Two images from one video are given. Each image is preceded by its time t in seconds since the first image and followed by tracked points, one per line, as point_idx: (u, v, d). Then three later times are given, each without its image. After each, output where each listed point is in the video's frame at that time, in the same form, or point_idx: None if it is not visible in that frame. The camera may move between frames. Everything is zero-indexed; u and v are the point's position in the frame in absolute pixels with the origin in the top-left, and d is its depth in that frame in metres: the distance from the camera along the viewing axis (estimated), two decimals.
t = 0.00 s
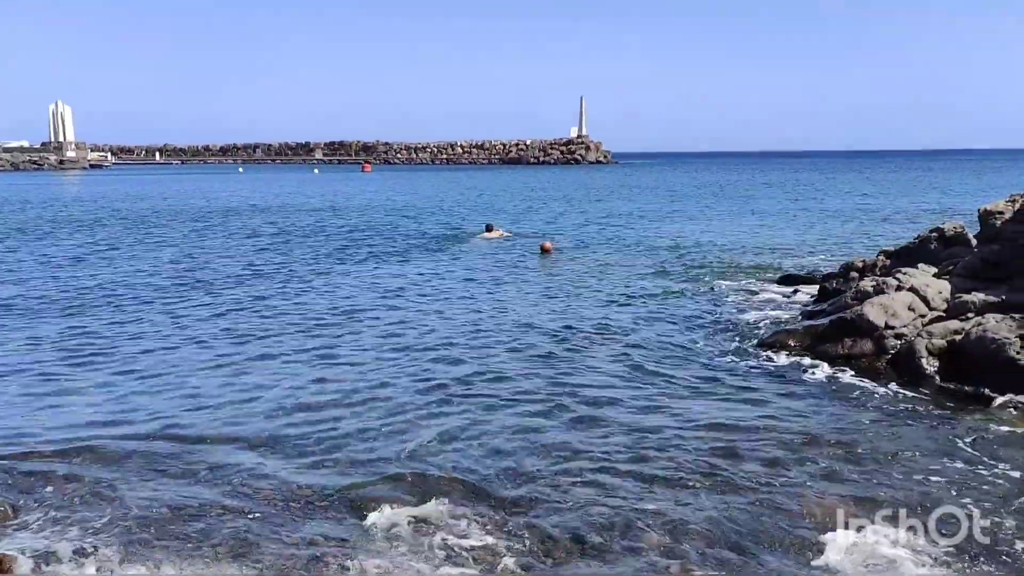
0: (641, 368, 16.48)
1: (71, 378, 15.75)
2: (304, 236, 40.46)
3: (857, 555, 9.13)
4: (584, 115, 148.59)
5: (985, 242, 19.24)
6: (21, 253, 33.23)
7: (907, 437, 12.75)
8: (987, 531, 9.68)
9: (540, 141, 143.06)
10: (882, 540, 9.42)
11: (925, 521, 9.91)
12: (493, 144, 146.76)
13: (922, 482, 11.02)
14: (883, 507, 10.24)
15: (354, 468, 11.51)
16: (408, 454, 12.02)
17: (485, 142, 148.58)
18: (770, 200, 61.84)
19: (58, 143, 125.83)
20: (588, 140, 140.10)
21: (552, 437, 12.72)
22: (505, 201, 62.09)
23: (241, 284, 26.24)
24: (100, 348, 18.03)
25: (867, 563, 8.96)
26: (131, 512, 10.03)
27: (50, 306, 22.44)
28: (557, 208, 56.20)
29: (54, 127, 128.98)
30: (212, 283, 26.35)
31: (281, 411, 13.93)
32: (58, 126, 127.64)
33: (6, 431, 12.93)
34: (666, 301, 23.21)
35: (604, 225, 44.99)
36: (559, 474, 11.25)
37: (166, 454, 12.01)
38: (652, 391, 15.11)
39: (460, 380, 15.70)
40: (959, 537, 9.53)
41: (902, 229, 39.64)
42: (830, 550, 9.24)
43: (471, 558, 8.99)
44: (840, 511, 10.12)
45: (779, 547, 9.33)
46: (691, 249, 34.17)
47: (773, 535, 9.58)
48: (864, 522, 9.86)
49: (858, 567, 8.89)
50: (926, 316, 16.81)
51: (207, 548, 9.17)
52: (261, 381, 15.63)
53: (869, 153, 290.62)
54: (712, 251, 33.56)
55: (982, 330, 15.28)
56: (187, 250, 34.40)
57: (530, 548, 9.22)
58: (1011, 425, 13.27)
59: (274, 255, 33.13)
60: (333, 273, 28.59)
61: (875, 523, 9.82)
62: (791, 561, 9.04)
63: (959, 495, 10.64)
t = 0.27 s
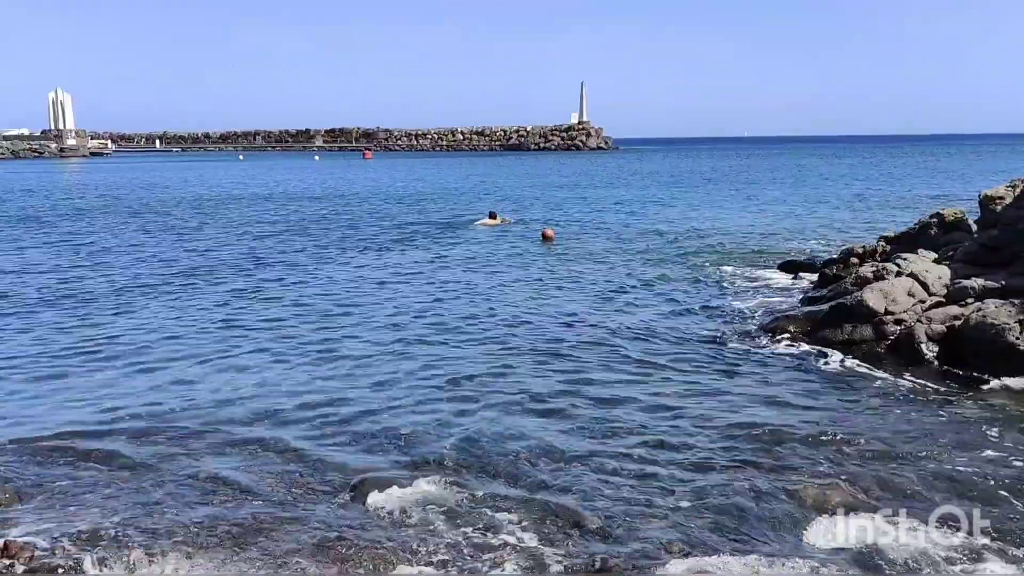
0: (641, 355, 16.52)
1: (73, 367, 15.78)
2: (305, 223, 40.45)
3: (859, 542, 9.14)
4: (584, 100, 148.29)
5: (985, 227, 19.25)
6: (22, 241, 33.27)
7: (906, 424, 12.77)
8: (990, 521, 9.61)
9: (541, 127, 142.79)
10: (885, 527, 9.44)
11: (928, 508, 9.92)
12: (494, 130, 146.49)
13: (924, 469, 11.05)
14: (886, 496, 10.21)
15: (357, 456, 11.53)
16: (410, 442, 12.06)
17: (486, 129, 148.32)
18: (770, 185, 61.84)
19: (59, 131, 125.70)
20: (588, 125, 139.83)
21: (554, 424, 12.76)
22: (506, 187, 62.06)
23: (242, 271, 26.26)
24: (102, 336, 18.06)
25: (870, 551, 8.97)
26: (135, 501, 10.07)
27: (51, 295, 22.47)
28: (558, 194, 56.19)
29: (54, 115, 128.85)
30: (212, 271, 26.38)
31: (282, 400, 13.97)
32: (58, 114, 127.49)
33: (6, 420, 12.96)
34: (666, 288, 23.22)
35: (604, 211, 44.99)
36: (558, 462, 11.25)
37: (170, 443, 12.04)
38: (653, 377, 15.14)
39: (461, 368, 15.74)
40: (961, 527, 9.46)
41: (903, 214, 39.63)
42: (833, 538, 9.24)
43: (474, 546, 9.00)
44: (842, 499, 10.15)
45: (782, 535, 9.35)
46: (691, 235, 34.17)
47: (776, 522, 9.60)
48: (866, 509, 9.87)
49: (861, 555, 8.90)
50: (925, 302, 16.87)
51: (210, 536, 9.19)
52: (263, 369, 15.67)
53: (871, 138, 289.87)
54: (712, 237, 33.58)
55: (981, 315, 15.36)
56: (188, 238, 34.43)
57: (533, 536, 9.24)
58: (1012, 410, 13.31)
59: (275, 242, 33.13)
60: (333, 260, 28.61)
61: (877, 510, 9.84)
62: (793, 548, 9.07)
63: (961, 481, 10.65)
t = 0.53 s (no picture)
0: (645, 351, 16.54)
1: (78, 364, 15.80)
2: (308, 219, 40.50)
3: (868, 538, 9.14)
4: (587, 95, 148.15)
5: (988, 222, 19.26)
6: (26, 237, 33.33)
7: (910, 420, 12.75)
8: (999, 518, 9.59)
9: (544, 122, 142.72)
10: (893, 523, 9.44)
11: (936, 503, 9.92)
12: (497, 125, 146.39)
13: (930, 464, 11.06)
14: (893, 493, 10.19)
15: (363, 453, 11.56)
16: (416, 438, 12.09)
17: (489, 124, 148.26)
18: (773, 180, 61.81)
19: (62, 127, 125.80)
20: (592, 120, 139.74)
21: (559, 420, 12.78)
22: (509, 183, 62.07)
23: (245, 268, 26.29)
24: (107, 333, 18.10)
25: (879, 547, 8.97)
26: (142, 499, 10.09)
27: (55, 291, 22.51)
28: (562, 189, 56.16)
29: (57, 112, 128.94)
30: (216, 267, 26.42)
31: (285, 396, 13.99)
32: (61, 111, 127.63)
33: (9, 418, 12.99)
34: (669, 283, 23.22)
35: (607, 206, 44.98)
36: (560, 459, 11.26)
37: (176, 440, 12.07)
38: (657, 373, 15.16)
39: (465, 363, 15.77)
40: (969, 524, 9.43)
41: (907, 209, 39.57)
42: (841, 534, 9.24)
43: (482, 543, 9.01)
44: (849, 494, 10.15)
45: (789, 530, 9.36)
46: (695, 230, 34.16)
47: (783, 519, 9.61)
48: (874, 505, 9.87)
49: (869, 551, 8.90)
50: (929, 297, 16.88)
51: (219, 533, 9.21)
52: (268, 366, 15.70)
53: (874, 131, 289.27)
54: (715, 231, 33.59)
55: (984, 311, 15.41)
56: (191, 234, 34.45)
57: (541, 532, 9.26)
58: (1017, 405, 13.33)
59: (278, 238, 33.17)
60: (337, 256, 28.64)
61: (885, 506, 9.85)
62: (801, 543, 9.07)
63: (968, 477, 10.66)
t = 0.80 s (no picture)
0: (648, 349, 16.56)
1: (82, 365, 15.82)
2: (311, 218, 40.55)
3: (875, 537, 9.11)
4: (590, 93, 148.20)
5: (992, 220, 19.25)
6: (30, 238, 33.40)
7: (914, 418, 12.76)
8: (1007, 517, 9.55)
9: (547, 121, 142.75)
10: (899, 522, 9.42)
11: (943, 503, 9.89)
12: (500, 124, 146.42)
13: (937, 462, 11.04)
14: (900, 492, 10.15)
15: (368, 452, 11.56)
16: (420, 437, 12.10)
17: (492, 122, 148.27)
18: (776, 178, 61.80)
19: (66, 128, 126.00)
20: (595, 119, 139.77)
21: (563, 419, 12.79)
22: (512, 182, 62.07)
23: (249, 267, 26.33)
24: (111, 333, 18.12)
25: (886, 547, 8.94)
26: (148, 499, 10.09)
27: (60, 292, 22.57)
28: (565, 188, 56.21)
29: (61, 112, 129.16)
30: (220, 267, 26.46)
31: (290, 395, 14.03)
32: (65, 111, 127.85)
33: (15, 418, 13.03)
34: (673, 282, 23.24)
35: (610, 205, 45.00)
36: (564, 458, 11.28)
37: (181, 440, 12.09)
38: (661, 371, 15.16)
39: (469, 362, 15.78)
40: (977, 524, 9.39)
41: (910, 206, 39.58)
42: (848, 533, 9.21)
43: (487, 543, 9.00)
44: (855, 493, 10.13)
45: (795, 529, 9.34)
46: (698, 228, 34.17)
47: (790, 518, 9.59)
48: (880, 503, 9.85)
49: (873, 549, 8.89)
50: (932, 295, 16.91)
51: (224, 532, 9.24)
52: (272, 365, 15.74)
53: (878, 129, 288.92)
54: (718, 230, 33.58)
55: (988, 308, 15.44)
56: (195, 234, 34.50)
57: (547, 531, 9.25)
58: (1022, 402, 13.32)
59: (281, 238, 33.20)
60: (340, 255, 28.68)
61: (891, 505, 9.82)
62: (807, 542, 9.05)
63: (973, 476, 10.64)
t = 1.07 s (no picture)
0: (651, 349, 16.56)
1: (86, 367, 15.84)
2: (314, 219, 40.61)
3: (882, 538, 9.05)
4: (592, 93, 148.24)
5: (995, 219, 19.22)
6: (33, 240, 33.46)
7: (917, 416, 12.74)
8: (1014, 517, 9.48)
9: (549, 121, 142.82)
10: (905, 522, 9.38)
11: (950, 503, 9.81)
12: (502, 125, 146.53)
13: (943, 462, 10.98)
14: (908, 493, 10.07)
15: (371, 455, 11.53)
16: (423, 439, 12.10)
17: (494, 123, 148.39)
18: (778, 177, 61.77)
19: (69, 130, 126.27)
20: (597, 119, 139.87)
21: (567, 421, 12.76)
22: (515, 183, 62.13)
23: (252, 269, 26.36)
24: (115, 335, 18.15)
25: (892, 547, 8.89)
26: (151, 502, 10.08)
27: (64, 294, 22.60)
28: (568, 188, 56.27)
29: (64, 115, 129.42)
30: (223, 269, 26.50)
31: (293, 397, 14.04)
32: (68, 114, 128.12)
33: (19, 421, 13.05)
34: (675, 282, 23.24)
35: (613, 205, 45.05)
36: (566, 458, 11.27)
37: (184, 442, 12.09)
38: (664, 371, 15.15)
39: (472, 363, 15.77)
40: (985, 524, 9.31)
41: (912, 206, 39.59)
42: (851, 532, 9.18)
43: (491, 545, 8.96)
44: (861, 494, 10.07)
45: (800, 529, 9.29)
46: (700, 228, 34.18)
47: (794, 518, 9.54)
48: (887, 504, 9.79)
49: (877, 548, 8.85)
50: (935, 294, 16.90)
51: (226, 534, 9.23)
52: (276, 366, 15.75)
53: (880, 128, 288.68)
54: (721, 230, 33.57)
55: (991, 307, 15.44)
56: (198, 236, 34.55)
57: (551, 533, 9.20)
58: None
59: (284, 239, 33.24)
60: (343, 257, 28.70)
61: (899, 505, 9.74)
62: (814, 543, 8.99)
63: (982, 475, 10.57)
